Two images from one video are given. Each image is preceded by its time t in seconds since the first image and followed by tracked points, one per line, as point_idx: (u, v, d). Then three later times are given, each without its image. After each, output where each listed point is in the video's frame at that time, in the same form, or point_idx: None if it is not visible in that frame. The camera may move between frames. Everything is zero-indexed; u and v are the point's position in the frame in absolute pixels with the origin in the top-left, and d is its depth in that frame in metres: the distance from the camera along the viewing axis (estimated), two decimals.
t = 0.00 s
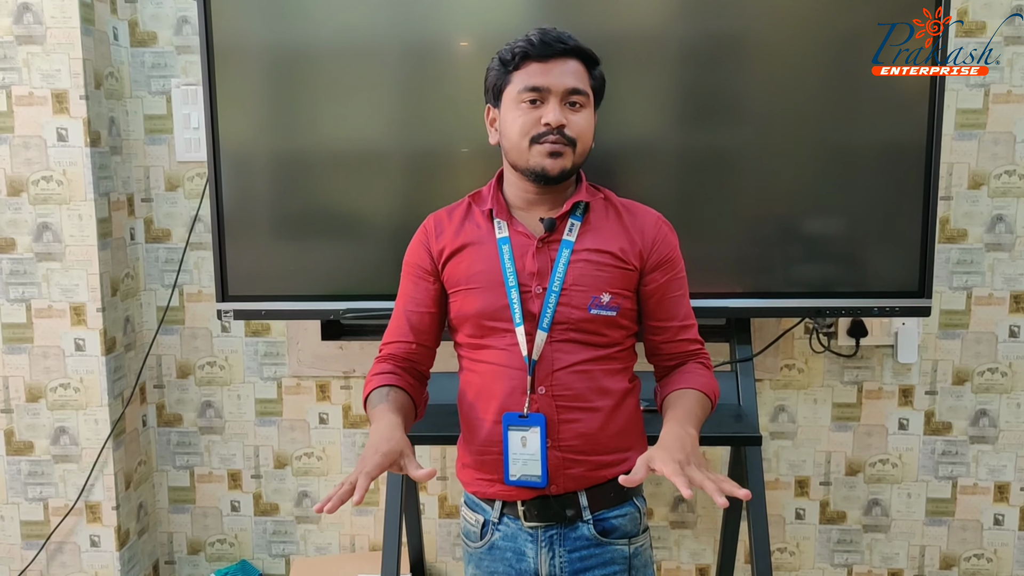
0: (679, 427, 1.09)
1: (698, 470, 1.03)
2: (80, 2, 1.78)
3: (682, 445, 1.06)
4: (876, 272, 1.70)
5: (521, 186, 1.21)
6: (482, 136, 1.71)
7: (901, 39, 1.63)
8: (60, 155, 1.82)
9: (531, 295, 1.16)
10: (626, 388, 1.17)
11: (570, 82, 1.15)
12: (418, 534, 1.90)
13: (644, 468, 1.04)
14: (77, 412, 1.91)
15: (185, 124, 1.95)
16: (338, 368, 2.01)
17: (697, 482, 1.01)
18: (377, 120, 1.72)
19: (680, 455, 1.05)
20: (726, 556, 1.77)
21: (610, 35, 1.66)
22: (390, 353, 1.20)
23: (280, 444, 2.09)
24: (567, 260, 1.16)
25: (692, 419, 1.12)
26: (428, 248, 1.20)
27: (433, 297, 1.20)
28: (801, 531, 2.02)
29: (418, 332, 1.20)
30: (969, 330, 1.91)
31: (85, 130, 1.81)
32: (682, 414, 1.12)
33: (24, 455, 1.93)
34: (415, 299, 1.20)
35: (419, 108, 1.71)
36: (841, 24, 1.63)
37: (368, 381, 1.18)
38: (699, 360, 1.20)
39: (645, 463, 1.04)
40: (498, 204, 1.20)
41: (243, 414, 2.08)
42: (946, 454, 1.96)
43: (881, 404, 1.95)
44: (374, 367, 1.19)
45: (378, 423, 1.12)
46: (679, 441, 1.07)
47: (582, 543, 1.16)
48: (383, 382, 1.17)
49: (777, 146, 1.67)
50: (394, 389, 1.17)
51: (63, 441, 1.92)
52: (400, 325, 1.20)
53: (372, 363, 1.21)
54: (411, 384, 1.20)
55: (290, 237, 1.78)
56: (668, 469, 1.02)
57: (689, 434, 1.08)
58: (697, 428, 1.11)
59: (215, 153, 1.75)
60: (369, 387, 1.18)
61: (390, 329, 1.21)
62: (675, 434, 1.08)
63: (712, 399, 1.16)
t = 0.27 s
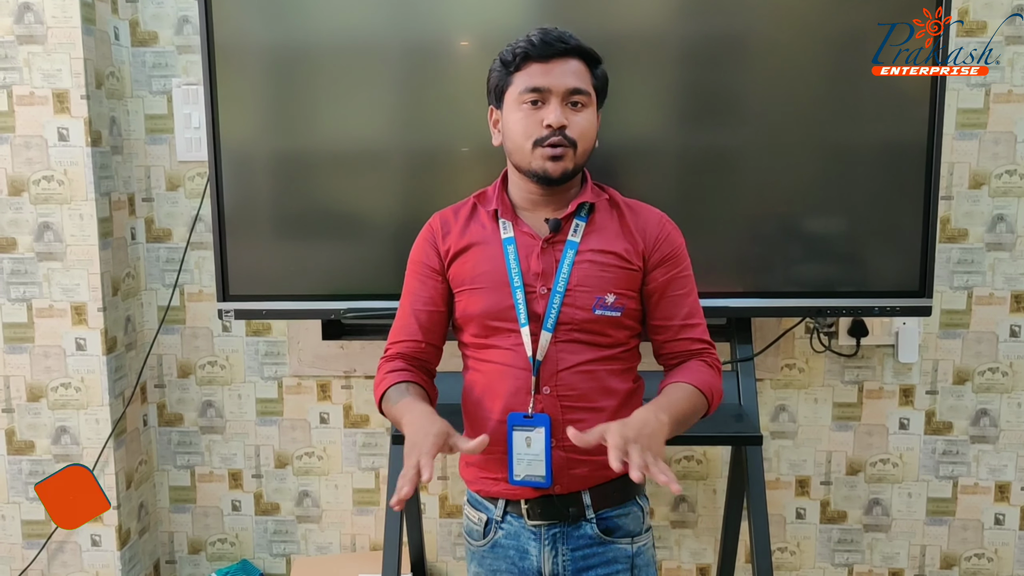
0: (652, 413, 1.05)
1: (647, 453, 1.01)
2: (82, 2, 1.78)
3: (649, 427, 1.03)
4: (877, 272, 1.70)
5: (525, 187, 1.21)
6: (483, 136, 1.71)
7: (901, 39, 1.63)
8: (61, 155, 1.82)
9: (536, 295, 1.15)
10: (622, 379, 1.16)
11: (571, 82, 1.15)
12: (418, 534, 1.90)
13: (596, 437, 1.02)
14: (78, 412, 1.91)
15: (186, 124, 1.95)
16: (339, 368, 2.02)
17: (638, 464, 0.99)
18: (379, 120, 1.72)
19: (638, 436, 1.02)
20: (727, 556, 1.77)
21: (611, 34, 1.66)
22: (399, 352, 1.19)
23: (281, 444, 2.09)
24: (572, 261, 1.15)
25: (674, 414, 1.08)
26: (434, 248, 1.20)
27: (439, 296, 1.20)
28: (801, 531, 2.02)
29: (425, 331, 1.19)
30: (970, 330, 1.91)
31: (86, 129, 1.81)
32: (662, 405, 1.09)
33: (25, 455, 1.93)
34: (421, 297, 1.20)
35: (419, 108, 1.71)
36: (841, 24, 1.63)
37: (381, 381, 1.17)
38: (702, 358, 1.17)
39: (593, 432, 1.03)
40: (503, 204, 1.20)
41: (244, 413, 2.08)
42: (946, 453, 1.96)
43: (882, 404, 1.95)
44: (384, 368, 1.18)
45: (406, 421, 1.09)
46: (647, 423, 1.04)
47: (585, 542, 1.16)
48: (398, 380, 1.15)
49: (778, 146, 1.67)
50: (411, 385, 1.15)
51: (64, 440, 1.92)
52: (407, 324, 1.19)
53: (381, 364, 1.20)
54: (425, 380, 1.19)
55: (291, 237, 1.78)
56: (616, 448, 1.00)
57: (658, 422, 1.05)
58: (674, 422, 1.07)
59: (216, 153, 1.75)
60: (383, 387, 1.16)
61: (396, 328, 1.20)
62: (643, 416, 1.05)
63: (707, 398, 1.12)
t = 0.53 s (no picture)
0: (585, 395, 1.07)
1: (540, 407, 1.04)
2: (83, 3, 1.78)
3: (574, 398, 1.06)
4: (877, 272, 1.70)
5: (530, 188, 1.20)
6: (483, 136, 1.71)
7: (901, 39, 1.63)
8: (62, 155, 1.82)
9: (536, 297, 1.14)
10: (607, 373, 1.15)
11: (587, 87, 1.14)
12: (419, 534, 1.90)
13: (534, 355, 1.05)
14: (79, 412, 1.91)
15: (187, 124, 1.95)
16: (340, 368, 2.02)
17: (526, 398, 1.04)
18: (380, 120, 1.72)
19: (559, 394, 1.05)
20: (728, 556, 1.78)
21: (611, 34, 1.66)
22: (414, 351, 1.17)
23: (282, 444, 2.09)
24: (571, 261, 1.14)
25: (609, 408, 1.08)
26: (439, 249, 1.19)
27: (444, 296, 1.18)
28: (802, 531, 2.02)
29: (436, 329, 1.18)
30: (971, 330, 1.91)
31: (87, 129, 1.81)
32: (605, 391, 1.08)
33: (26, 455, 1.93)
34: (427, 296, 1.18)
35: (420, 108, 1.71)
36: (841, 24, 1.63)
37: (409, 383, 1.14)
38: (683, 362, 1.13)
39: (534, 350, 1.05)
40: (505, 206, 1.20)
41: (245, 413, 2.08)
42: (947, 454, 1.96)
43: (882, 404, 1.95)
44: (403, 371, 1.15)
45: (466, 406, 1.11)
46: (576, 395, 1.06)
47: (589, 544, 1.16)
48: (429, 376, 1.14)
49: (778, 147, 1.67)
50: (442, 375, 1.16)
51: (65, 441, 1.92)
52: (419, 323, 1.17)
53: (395, 367, 1.17)
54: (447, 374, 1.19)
55: (292, 237, 1.78)
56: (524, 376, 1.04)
57: (580, 407, 1.06)
58: (597, 414, 1.07)
59: (217, 154, 1.75)
60: (413, 387, 1.14)
61: (405, 328, 1.18)
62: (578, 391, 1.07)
63: (667, 403, 1.08)
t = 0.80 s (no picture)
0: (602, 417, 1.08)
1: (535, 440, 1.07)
2: (84, 3, 1.78)
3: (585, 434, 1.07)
4: (878, 272, 1.70)
5: (530, 193, 1.19)
6: (485, 137, 1.71)
7: (902, 39, 1.63)
8: (63, 155, 1.82)
9: (538, 303, 1.14)
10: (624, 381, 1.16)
11: (589, 98, 1.13)
12: (420, 534, 1.90)
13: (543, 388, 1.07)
14: (80, 412, 1.91)
15: (188, 125, 1.96)
16: (341, 368, 2.02)
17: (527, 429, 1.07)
18: (381, 121, 1.72)
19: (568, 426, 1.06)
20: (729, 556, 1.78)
21: (612, 35, 1.66)
22: (411, 356, 1.19)
23: (283, 444, 2.09)
24: (574, 267, 1.14)
25: (634, 426, 1.10)
26: (439, 253, 1.19)
27: (444, 300, 1.19)
28: (803, 531, 2.02)
29: (434, 334, 1.19)
30: (972, 330, 1.91)
31: (88, 130, 1.81)
32: (627, 408, 1.10)
33: (27, 455, 1.93)
34: (426, 301, 1.19)
35: (421, 108, 1.71)
36: (842, 24, 1.63)
37: (404, 391, 1.16)
38: (701, 366, 1.14)
39: (545, 384, 1.07)
40: (506, 211, 1.19)
41: (246, 414, 2.09)
42: (948, 454, 1.96)
43: (883, 404, 1.95)
44: (399, 377, 1.18)
45: (464, 420, 1.13)
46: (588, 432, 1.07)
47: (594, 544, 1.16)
48: (424, 386, 1.16)
49: (779, 147, 1.67)
50: (439, 385, 1.17)
51: (66, 441, 1.92)
52: (416, 328, 1.19)
53: (392, 371, 1.20)
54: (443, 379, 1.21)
55: (293, 238, 1.78)
56: (524, 407, 1.07)
57: (605, 428, 1.08)
58: (626, 432, 1.09)
59: (218, 154, 1.75)
60: (408, 395, 1.16)
61: (404, 333, 1.19)
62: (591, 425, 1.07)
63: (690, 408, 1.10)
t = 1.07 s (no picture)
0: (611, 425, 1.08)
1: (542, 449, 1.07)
2: (83, 4, 1.78)
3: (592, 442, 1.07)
4: (877, 272, 1.70)
5: (532, 197, 1.18)
6: (484, 137, 1.71)
7: (901, 39, 1.63)
8: (62, 156, 1.82)
9: (542, 309, 1.14)
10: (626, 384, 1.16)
11: (595, 105, 1.12)
12: (419, 535, 1.90)
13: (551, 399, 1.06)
14: (80, 412, 1.91)
15: (187, 125, 1.96)
16: (340, 369, 2.02)
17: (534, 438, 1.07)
18: (380, 121, 1.72)
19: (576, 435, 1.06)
20: (727, 557, 1.78)
21: (611, 35, 1.66)
22: (413, 360, 1.19)
23: (282, 444, 2.09)
24: (578, 273, 1.13)
25: (642, 432, 1.10)
26: (441, 257, 1.18)
27: (446, 304, 1.19)
28: (802, 532, 2.02)
29: (436, 337, 1.19)
30: (970, 331, 1.91)
31: (87, 130, 1.81)
32: (635, 415, 1.10)
33: (26, 456, 1.93)
34: (428, 304, 1.19)
35: (420, 109, 1.71)
36: (841, 25, 1.63)
37: (406, 396, 1.17)
38: (706, 370, 1.15)
39: (552, 394, 1.06)
40: (508, 215, 1.18)
41: (245, 414, 2.09)
42: (947, 454, 1.97)
43: (882, 405, 1.95)
44: (401, 381, 1.18)
45: (467, 426, 1.13)
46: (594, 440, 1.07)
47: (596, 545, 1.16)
48: (426, 390, 1.17)
49: (779, 148, 1.67)
50: (441, 390, 1.18)
51: (65, 441, 1.92)
52: (418, 332, 1.19)
53: (395, 375, 1.20)
54: (445, 382, 1.21)
55: (293, 238, 1.78)
56: (532, 419, 1.07)
57: (614, 435, 1.08)
58: (633, 438, 1.10)
59: (217, 154, 1.75)
60: (411, 400, 1.17)
61: (405, 337, 1.20)
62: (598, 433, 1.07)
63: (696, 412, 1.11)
